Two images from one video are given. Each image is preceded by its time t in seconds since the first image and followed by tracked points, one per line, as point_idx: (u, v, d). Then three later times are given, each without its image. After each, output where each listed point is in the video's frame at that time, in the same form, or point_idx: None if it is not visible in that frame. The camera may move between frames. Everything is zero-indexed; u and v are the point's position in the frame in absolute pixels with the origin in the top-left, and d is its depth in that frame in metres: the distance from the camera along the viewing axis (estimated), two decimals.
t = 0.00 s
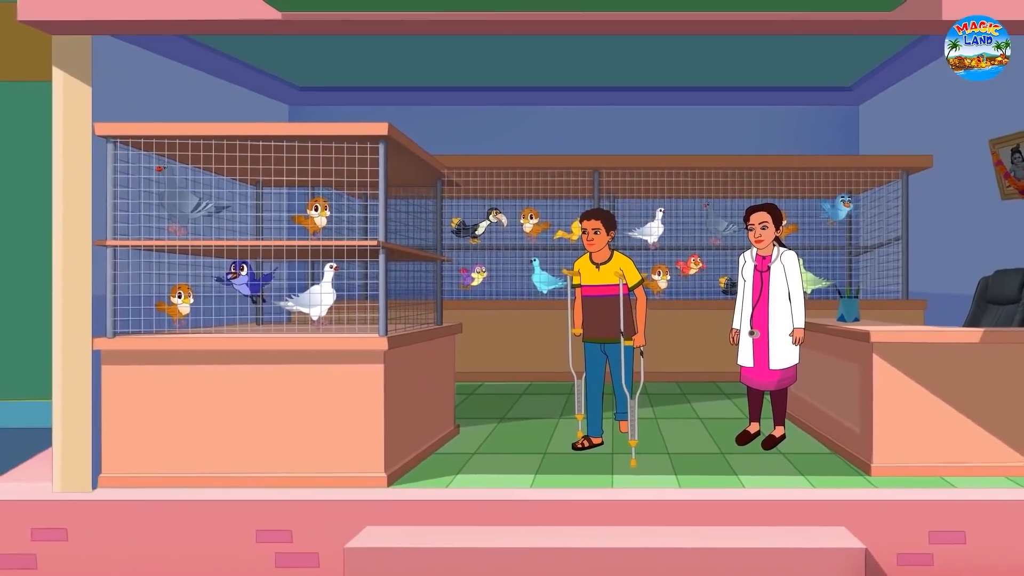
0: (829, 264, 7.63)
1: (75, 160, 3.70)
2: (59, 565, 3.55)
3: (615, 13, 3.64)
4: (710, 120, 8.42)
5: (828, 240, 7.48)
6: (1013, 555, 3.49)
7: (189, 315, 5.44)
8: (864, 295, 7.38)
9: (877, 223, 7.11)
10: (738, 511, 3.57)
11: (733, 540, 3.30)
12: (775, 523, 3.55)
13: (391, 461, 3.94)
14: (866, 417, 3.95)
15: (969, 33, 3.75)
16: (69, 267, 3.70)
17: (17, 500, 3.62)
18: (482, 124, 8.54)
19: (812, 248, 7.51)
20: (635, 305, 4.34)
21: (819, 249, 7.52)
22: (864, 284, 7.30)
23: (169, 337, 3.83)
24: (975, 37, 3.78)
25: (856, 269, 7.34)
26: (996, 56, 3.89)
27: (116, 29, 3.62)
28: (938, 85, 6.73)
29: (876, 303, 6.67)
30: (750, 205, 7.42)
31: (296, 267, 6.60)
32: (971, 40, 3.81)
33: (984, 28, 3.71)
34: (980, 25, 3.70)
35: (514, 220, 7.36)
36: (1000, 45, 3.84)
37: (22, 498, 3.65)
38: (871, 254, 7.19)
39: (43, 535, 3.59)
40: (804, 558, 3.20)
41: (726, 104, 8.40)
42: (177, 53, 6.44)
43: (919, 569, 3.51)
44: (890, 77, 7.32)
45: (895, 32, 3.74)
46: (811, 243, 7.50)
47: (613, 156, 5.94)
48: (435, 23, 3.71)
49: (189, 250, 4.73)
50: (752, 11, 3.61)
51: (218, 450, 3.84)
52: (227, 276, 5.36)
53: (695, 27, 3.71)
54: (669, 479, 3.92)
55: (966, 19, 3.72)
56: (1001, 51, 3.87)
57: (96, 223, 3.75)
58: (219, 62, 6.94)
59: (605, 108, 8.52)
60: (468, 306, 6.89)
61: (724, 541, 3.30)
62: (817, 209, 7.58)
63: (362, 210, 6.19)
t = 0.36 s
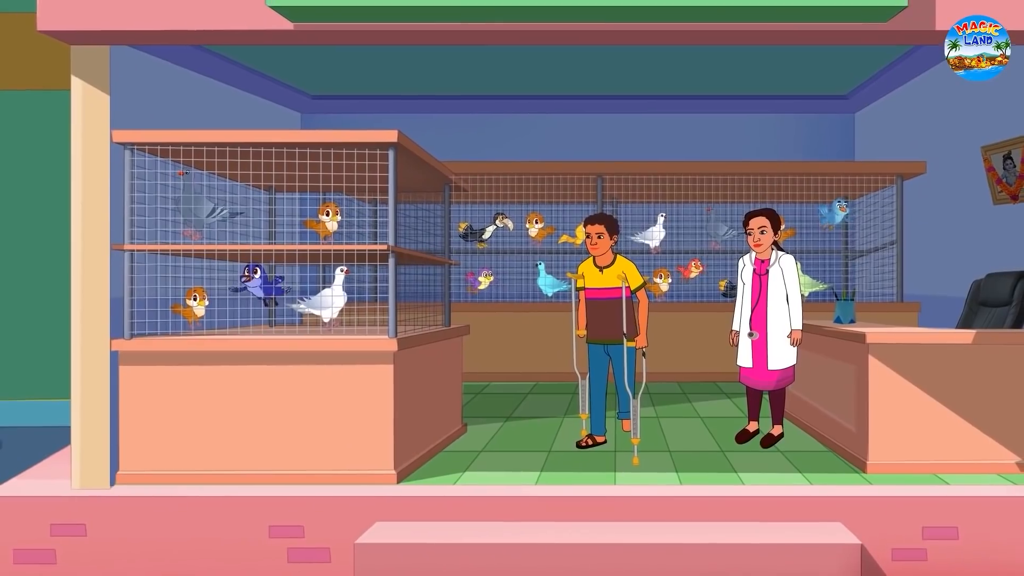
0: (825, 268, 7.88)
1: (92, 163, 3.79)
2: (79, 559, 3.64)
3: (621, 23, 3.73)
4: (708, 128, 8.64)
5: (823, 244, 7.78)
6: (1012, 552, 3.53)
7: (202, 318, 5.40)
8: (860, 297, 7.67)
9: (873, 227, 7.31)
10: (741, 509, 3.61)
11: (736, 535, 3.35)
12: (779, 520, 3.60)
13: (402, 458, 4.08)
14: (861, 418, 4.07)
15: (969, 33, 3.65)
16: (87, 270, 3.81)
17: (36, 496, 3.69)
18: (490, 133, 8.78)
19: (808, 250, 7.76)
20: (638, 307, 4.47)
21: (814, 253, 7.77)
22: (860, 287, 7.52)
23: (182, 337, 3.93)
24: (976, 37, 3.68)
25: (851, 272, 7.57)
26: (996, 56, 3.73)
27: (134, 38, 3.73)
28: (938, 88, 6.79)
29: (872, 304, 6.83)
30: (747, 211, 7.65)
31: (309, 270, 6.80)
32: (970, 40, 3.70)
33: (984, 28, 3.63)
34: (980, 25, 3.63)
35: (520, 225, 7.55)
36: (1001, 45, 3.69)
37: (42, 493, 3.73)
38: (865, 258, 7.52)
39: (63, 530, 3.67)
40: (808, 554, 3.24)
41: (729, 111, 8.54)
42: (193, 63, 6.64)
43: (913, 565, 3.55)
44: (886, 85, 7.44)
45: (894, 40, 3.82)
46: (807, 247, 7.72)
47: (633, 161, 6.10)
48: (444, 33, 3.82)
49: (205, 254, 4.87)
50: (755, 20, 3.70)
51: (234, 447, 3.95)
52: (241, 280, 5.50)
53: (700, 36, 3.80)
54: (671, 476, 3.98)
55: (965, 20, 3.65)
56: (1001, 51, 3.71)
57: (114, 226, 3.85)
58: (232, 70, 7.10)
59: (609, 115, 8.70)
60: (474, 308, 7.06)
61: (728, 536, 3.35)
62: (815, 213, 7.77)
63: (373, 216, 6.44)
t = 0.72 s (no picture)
0: (824, 269, 7.94)
1: (98, 166, 3.84)
2: (87, 557, 3.71)
3: (621, 27, 3.79)
4: (709, 130, 8.69)
5: (823, 245, 7.83)
6: (1010, 550, 3.57)
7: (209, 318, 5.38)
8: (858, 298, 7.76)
9: (871, 228, 7.36)
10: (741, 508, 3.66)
11: (735, 534, 3.39)
12: (778, 519, 3.64)
13: (406, 457, 4.14)
14: (860, 418, 4.12)
15: (969, 33, 3.69)
16: (94, 272, 3.86)
17: (44, 495, 3.75)
18: (492, 135, 8.84)
19: (807, 251, 7.81)
20: (640, 308, 4.53)
21: (814, 255, 7.81)
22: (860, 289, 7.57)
23: (188, 338, 4.00)
24: (976, 37, 3.72)
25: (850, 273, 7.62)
26: (996, 56, 3.75)
27: (142, 43, 3.78)
28: (937, 91, 6.82)
29: (871, 305, 6.88)
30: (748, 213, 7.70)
31: (313, 271, 6.86)
32: (970, 40, 3.74)
33: (984, 28, 3.68)
34: (980, 25, 3.68)
35: (521, 227, 7.61)
36: (1001, 45, 3.71)
37: (50, 493, 3.79)
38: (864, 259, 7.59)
39: (70, 529, 3.73)
40: (806, 553, 3.28)
41: (729, 114, 8.59)
42: (198, 67, 6.71)
43: (911, 563, 3.58)
44: (887, 87, 7.47)
45: (894, 43, 3.86)
46: (807, 249, 7.77)
47: (637, 165, 6.20)
48: (448, 37, 3.87)
49: (213, 255, 4.91)
50: (755, 24, 3.74)
51: (239, 447, 4.00)
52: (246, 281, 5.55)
53: (701, 39, 3.85)
54: (671, 476, 4.01)
55: (966, 20, 3.69)
56: (1001, 51, 3.73)
57: (120, 228, 3.90)
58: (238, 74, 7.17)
59: (610, 117, 8.75)
60: (475, 309, 7.13)
61: (726, 534, 3.40)
62: (815, 214, 7.82)
63: (377, 218, 6.50)
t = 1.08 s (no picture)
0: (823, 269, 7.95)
1: (98, 166, 3.84)
2: (87, 557, 3.71)
3: (621, 28, 3.79)
4: (709, 131, 8.69)
5: (823, 245, 7.83)
6: (1010, 551, 3.57)
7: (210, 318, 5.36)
8: (857, 298, 7.77)
9: (870, 228, 7.37)
10: (741, 508, 3.65)
11: (735, 534, 3.39)
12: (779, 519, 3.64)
13: (407, 456, 4.15)
14: (860, 417, 4.12)
15: (969, 33, 3.69)
16: (94, 272, 3.86)
17: (44, 495, 3.75)
18: (492, 135, 8.84)
19: (807, 251, 7.83)
20: (646, 311, 4.53)
21: (813, 255, 7.82)
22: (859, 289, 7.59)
23: (188, 338, 4.00)
24: (975, 37, 3.72)
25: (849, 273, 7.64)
26: (995, 55, 3.75)
27: (142, 43, 3.79)
28: (937, 91, 6.83)
29: (872, 305, 6.88)
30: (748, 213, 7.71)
31: (313, 270, 6.86)
32: (970, 40, 3.74)
33: (984, 28, 3.68)
34: (980, 25, 3.68)
35: (521, 227, 7.62)
36: (1000, 45, 3.71)
37: (49, 493, 3.78)
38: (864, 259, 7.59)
39: (70, 530, 3.73)
40: (806, 553, 3.28)
41: (729, 114, 8.59)
42: (198, 67, 6.71)
43: (911, 563, 3.58)
44: (886, 87, 7.47)
45: (893, 43, 3.86)
46: (806, 249, 7.77)
47: (637, 165, 6.19)
48: (448, 38, 3.87)
49: (213, 255, 4.91)
50: (755, 24, 3.75)
51: (239, 447, 4.01)
52: (247, 279, 5.44)
53: (701, 39, 3.85)
54: (672, 476, 4.01)
55: (965, 20, 3.69)
56: (1001, 51, 3.73)
57: (120, 228, 3.90)
58: (238, 75, 7.17)
59: (611, 118, 8.76)
60: (475, 309, 7.14)
61: (726, 534, 3.40)
62: (815, 214, 7.82)
63: (378, 218, 6.52)
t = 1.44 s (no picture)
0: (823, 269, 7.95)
1: (98, 166, 3.84)
2: (87, 557, 3.71)
3: (621, 28, 3.79)
4: (709, 131, 8.69)
5: (823, 245, 7.84)
6: (1010, 551, 3.57)
7: (210, 318, 5.35)
8: (857, 298, 7.77)
9: (870, 228, 7.37)
10: (741, 508, 3.65)
11: (735, 534, 3.39)
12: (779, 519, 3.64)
13: (407, 456, 4.15)
14: (860, 418, 4.11)
15: (969, 33, 3.69)
16: (94, 272, 3.86)
17: (44, 495, 3.75)
18: (492, 135, 8.84)
19: (807, 251, 7.84)
20: (645, 308, 4.54)
21: (814, 255, 7.83)
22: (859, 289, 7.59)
23: (188, 338, 4.00)
24: (975, 37, 3.71)
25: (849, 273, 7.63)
26: (996, 55, 3.75)
27: (142, 43, 3.79)
28: (937, 91, 6.82)
29: (872, 305, 6.88)
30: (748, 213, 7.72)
31: (313, 270, 6.87)
32: (970, 40, 3.74)
33: (984, 28, 3.67)
34: (981, 25, 3.67)
35: (521, 227, 7.62)
36: (1000, 45, 3.70)
37: (49, 493, 3.78)
38: (864, 259, 7.59)
39: (70, 530, 3.73)
40: (806, 553, 3.28)
41: (729, 114, 8.60)
42: (199, 67, 6.72)
43: (911, 563, 3.58)
44: (886, 87, 7.47)
45: (893, 43, 3.86)
46: (806, 249, 7.77)
47: (637, 165, 6.19)
48: (448, 38, 3.87)
49: (213, 255, 4.91)
50: (754, 24, 3.74)
51: (238, 447, 4.01)
52: (247, 280, 5.51)
53: (701, 39, 3.85)
54: (672, 476, 4.01)
55: (965, 20, 3.69)
56: (1001, 51, 3.73)
57: (120, 228, 3.90)
58: (238, 75, 7.18)
59: (611, 118, 8.76)
60: (474, 309, 7.15)
61: (726, 535, 3.40)
62: (814, 214, 7.82)
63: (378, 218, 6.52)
